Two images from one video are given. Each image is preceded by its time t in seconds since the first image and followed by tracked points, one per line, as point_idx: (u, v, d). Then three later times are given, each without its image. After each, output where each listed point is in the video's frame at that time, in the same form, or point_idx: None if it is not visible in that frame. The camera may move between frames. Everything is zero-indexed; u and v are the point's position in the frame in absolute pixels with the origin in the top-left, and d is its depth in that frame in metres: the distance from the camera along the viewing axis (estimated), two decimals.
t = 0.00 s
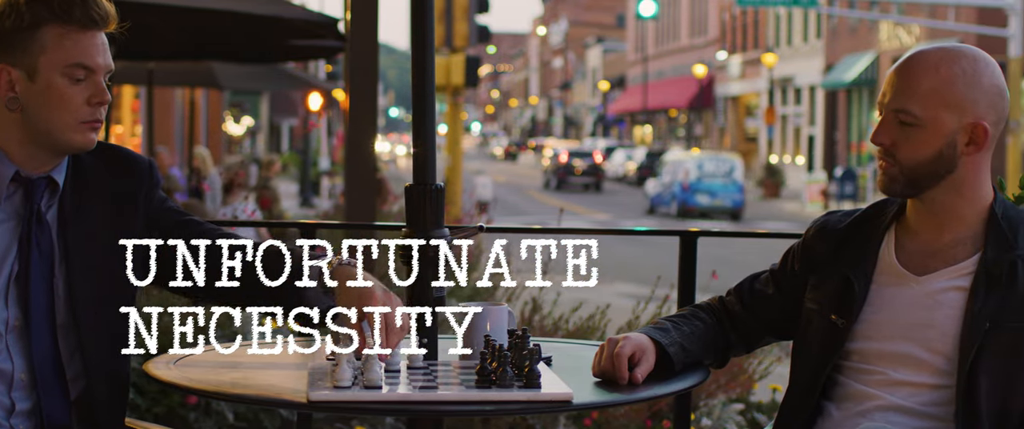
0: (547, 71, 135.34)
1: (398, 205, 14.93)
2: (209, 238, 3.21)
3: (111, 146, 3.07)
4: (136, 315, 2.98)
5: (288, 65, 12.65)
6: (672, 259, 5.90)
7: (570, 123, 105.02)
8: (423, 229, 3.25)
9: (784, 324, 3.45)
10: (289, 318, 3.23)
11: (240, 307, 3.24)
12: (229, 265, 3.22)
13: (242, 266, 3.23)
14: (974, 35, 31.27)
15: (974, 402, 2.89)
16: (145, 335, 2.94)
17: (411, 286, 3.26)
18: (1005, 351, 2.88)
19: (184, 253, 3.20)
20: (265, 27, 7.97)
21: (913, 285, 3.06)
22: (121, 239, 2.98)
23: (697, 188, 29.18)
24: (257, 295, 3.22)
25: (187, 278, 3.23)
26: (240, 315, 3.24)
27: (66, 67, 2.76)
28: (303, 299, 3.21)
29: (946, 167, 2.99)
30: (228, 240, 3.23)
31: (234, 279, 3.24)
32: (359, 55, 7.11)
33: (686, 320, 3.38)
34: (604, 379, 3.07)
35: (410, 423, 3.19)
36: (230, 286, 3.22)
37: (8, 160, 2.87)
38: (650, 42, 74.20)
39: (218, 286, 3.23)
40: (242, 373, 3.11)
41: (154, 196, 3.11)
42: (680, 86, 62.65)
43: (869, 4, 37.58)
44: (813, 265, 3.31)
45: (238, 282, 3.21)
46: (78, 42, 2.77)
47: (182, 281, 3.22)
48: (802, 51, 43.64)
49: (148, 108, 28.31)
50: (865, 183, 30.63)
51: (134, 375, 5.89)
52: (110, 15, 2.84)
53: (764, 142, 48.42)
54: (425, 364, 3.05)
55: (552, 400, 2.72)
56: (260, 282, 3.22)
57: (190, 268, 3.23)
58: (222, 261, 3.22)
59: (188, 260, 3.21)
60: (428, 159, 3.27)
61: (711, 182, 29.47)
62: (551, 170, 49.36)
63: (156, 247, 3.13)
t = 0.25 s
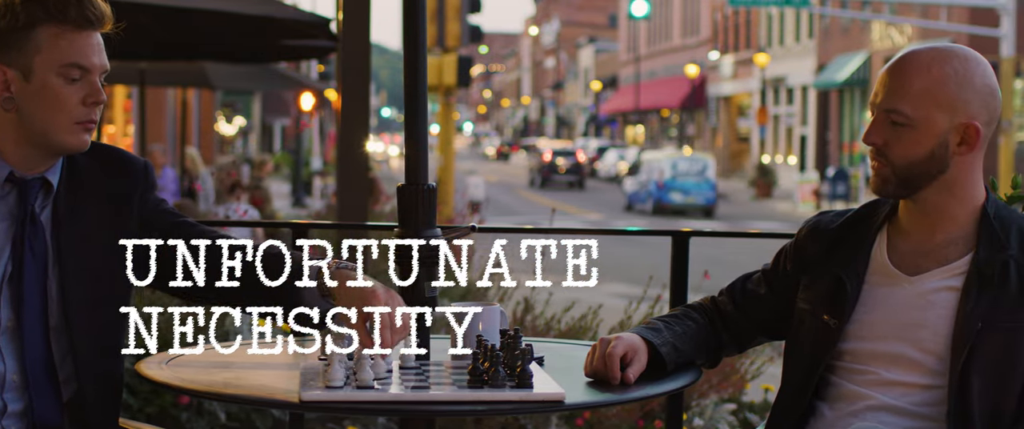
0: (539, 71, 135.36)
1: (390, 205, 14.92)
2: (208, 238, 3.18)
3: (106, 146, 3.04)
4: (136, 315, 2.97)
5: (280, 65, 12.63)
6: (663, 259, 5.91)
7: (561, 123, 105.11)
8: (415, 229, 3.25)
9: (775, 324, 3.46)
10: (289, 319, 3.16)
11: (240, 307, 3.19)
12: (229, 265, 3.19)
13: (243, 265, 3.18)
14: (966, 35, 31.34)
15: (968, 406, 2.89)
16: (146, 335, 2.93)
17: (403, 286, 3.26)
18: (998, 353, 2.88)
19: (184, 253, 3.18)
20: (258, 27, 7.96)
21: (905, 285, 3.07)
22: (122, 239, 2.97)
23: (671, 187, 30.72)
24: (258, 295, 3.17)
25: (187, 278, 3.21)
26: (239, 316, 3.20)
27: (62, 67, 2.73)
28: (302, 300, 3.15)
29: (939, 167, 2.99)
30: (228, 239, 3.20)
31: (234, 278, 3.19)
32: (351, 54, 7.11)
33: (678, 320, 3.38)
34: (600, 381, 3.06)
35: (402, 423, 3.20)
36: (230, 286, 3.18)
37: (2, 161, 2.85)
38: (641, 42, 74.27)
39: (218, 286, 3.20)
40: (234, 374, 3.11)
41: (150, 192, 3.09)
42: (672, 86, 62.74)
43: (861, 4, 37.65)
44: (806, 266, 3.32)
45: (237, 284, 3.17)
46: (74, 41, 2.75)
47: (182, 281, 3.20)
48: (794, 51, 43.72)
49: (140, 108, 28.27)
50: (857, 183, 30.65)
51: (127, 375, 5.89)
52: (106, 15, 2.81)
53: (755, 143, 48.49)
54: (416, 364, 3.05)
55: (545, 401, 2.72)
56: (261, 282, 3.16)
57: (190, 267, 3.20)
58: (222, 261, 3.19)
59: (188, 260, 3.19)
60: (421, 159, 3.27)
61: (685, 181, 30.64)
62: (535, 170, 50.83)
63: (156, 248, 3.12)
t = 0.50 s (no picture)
0: (531, 71, 135.41)
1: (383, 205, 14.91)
2: (206, 237, 3.18)
3: (98, 146, 3.04)
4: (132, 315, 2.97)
5: (272, 64, 12.61)
6: (656, 258, 5.91)
7: (554, 123, 105.18)
8: (408, 229, 3.24)
9: (768, 324, 3.46)
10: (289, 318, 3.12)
11: (242, 307, 3.16)
12: (229, 265, 3.17)
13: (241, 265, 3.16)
14: (958, 36, 31.42)
15: (960, 407, 2.90)
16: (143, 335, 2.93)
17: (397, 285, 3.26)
18: (989, 353, 2.88)
19: (184, 253, 3.19)
20: (250, 27, 7.96)
21: (897, 285, 3.07)
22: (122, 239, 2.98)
23: (647, 185, 32.08)
24: (258, 296, 3.14)
25: (187, 279, 3.22)
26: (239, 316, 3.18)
27: (55, 67, 2.73)
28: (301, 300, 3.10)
29: (931, 167, 3.00)
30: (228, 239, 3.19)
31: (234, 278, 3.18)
32: (343, 54, 7.11)
33: (670, 319, 3.39)
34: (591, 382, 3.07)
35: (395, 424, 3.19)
36: (229, 286, 3.17)
37: None
38: (634, 42, 74.32)
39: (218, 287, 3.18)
40: (226, 373, 3.10)
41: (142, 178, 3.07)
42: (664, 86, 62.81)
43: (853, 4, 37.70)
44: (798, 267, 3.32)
45: (237, 284, 3.16)
46: (67, 41, 2.74)
47: (183, 282, 3.21)
48: (786, 51, 43.77)
49: (132, 108, 28.23)
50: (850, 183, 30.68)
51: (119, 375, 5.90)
52: (99, 14, 2.81)
53: (748, 142, 48.54)
54: (409, 365, 3.05)
55: (537, 401, 2.72)
56: (261, 281, 3.13)
57: (190, 267, 3.21)
58: (222, 262, 3.18)
59: (189, 259, 3.19)
60: (413, 158, 3.27)
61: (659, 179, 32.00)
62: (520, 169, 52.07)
63: (156, 247, 3.14)
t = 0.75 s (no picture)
0: (524, 71, 135.34)
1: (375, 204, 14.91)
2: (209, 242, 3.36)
3: (79, 149, 3.16)
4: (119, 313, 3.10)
5: (265, 65, 12.60)
6: (648, 258, 5.92)
7: (546, 124, 105.14)
8: (399, 229, 3.26)
9: (760, 324, 3.48)
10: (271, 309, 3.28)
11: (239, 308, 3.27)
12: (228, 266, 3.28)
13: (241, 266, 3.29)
14: (950, 35, 31.50)
15: (951, 408, 2.92)
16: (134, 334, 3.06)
17: (391, 285, 3.28)
18: (978, 353, 2.90)
19: (183, 253, 3.33)
20: (243, 28, 7.97)
21: (889, 285, 3.09)
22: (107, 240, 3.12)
23: (624, 183, 32.90)
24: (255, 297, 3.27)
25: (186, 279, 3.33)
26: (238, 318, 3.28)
27: (39, 65, 2.87)
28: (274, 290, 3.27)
29: (922, 167, 3.01)
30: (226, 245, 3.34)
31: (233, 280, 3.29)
32: (336, 54, 7.11)
33: (662, 317, 3.40)
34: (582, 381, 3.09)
35: (387, 424, 3.19)
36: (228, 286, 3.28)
37: None
38: (626, 42, 74.33)
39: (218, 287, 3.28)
40: (218, 373, 3.10)
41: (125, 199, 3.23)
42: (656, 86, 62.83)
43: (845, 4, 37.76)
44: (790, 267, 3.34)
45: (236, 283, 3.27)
46: (50, 41, 2.89)
47: (182, 282, 3.32)
48: (778, 51, 43.84)
49: (124, 108, 28.17)
50: (842, 183, 30.69)
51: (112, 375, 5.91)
52: (80, 15, 2.96)
53: (740, 142, 48.58)
54: (401, 365, 3.05)
55: (529, 401, 2.73)
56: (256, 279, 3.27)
57: (188, 267, 3.32)
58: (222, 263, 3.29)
59: (187, 258, 3.32)
60: (405, 158, 3.29)
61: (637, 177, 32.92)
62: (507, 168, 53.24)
63: (157, 246, 3.29)
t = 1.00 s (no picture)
0: (515, 71, 135.42)
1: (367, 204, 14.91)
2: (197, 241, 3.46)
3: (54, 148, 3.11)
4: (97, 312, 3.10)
5: (257, 65, 12.59)
6: (641, 259, 5.93)
7: (537, 124, 105.18)
8: (392, 228, 3.26)
9: (747, 317, 3.48)
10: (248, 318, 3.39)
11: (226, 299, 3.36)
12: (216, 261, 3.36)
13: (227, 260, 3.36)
14: (942, 35, 31.57)
15: (939, 410, 2.94)
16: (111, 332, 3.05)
17: (381, 286, 3.28)
18: (966, 354, 2.93)
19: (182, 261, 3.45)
20: (235, 28, 7.96)
21: (877, 285, 3.10)
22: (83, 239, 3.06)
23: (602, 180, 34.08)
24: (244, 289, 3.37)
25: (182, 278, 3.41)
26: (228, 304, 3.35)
27: (13, 56, 2.86)
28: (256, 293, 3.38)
29: (907, 166, 3.03)
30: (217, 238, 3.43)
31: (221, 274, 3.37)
32: (328, 54, 7.12)
33: (644, 303, 3.43)
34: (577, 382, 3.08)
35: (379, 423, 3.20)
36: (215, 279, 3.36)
37: None
38: (618, 41, 74.39)
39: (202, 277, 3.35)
40: (210, 374, 3.11)
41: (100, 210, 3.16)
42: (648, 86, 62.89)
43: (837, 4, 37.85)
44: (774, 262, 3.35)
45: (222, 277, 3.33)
46: (22, 34, 2.87)
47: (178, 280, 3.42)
48: (771, 51, 43.91)
49: (117, 108, 28.10)
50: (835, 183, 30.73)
51: (103, 375, 5.94)
52: (52, 8, 2.93)
53: (732, 142, 48.66)
54: (393, 365, 3.07)
55: (522, 400, 2.75)
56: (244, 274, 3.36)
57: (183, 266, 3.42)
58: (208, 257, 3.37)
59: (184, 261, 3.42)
60: (398, 157, 3.30)
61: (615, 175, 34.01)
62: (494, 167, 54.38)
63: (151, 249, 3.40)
